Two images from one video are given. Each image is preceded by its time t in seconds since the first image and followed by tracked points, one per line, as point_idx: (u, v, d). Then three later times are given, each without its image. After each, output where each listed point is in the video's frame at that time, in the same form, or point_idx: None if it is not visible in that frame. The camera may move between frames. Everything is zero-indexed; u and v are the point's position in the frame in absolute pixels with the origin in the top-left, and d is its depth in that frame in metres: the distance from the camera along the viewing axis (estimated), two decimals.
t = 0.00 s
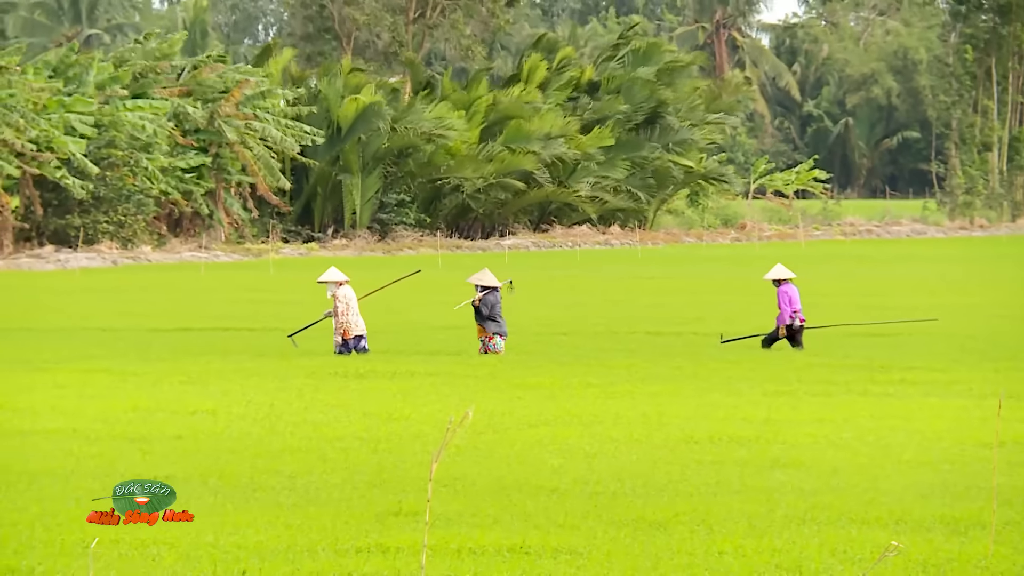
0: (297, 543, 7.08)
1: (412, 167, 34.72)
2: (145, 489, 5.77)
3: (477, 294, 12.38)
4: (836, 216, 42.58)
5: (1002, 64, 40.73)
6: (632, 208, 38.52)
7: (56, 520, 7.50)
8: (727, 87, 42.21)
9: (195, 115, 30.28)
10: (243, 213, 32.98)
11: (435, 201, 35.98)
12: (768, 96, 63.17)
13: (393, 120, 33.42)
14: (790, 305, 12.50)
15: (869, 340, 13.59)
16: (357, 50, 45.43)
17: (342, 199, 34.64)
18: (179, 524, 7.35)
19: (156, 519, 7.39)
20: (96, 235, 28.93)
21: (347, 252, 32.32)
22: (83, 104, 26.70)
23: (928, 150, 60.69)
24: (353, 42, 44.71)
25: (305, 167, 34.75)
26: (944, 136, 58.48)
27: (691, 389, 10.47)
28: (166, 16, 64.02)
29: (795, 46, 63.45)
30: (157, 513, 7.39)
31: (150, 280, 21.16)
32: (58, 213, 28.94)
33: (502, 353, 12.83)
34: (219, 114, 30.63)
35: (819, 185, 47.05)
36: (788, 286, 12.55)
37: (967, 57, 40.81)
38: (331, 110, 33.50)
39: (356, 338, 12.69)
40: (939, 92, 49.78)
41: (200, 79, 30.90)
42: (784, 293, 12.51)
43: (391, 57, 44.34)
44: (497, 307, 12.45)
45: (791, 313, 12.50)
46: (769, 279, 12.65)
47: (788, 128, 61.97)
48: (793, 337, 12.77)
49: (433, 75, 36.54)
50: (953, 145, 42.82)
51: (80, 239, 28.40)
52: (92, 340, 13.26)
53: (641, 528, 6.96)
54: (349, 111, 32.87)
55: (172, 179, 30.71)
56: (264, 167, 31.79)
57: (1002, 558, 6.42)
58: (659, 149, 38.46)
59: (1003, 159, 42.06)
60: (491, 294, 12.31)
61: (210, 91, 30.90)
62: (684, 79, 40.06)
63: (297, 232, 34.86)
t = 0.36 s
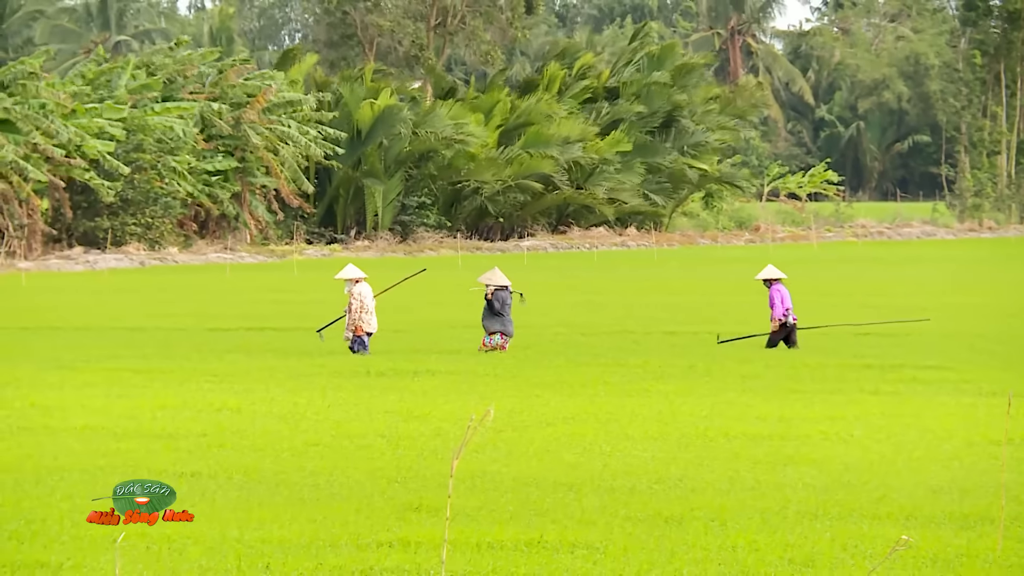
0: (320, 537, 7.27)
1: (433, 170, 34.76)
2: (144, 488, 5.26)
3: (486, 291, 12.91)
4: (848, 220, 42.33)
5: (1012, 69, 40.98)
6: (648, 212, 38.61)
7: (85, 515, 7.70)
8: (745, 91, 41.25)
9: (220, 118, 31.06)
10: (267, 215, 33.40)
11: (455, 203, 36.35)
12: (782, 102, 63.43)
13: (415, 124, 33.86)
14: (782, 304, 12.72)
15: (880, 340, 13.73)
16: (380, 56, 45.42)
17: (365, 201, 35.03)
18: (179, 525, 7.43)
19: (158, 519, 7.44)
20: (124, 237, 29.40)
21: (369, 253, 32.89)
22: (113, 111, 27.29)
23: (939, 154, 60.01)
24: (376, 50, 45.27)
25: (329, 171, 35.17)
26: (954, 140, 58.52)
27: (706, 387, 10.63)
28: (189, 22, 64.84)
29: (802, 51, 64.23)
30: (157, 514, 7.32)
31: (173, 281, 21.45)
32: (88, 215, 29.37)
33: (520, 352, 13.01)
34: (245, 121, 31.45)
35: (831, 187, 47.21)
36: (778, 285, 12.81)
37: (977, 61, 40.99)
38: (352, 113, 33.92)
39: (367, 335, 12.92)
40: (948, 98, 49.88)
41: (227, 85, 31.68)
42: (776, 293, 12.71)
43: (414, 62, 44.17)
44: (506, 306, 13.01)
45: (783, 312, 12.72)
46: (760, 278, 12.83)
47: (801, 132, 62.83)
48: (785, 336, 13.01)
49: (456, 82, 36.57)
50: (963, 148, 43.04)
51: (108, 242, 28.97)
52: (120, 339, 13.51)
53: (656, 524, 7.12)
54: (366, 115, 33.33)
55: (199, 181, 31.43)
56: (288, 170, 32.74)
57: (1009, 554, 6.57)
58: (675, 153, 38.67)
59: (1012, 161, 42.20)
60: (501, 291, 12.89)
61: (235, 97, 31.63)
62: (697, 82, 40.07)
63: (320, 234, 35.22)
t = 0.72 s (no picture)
0: (330, 532, 7.43)
1: (440, 173, 35.34)
2: (146, 488, 5.21)
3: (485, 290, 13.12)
4: (847, 220, 42.82)
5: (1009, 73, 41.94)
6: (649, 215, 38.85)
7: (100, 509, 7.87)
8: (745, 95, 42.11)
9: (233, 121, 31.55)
10: (278, 217, 33.63)
11: (462, 205, 36.51)
12: (781, 106, 63.25)
13: (422, 125, 34.01)
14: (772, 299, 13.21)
15: (879, 339, 13.88)
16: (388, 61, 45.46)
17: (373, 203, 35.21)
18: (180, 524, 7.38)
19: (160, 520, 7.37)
20: (138, 238, 29.82)
21: (377, 254, 33.06)
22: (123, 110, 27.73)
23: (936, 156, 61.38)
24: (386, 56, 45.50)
25: (337, 174, 35.35)
26: (951, 143, 59.16)
27: (708, 385, 10.78)
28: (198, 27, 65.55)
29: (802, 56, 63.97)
30: (161, 514, 7.33)
31: (185, 282, 21.71)
32: (102, 216, 29.78)
33: (527, 352, 13.19)
34: (256, 125, 32.04)
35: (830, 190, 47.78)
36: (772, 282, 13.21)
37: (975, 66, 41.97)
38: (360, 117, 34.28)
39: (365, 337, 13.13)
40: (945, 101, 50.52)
41: (239, 89, 32.08)
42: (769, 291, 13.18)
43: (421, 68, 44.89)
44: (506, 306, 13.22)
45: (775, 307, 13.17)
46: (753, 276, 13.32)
47: (800, 135, 62.66)
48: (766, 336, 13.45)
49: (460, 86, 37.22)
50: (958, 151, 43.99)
51: (123, 242, 29.35)
52: (134, 338, 13.70)
53: (658, 519, 7.28)
54: (372, 121, 33.67)
55: (211, 184, 31.77)
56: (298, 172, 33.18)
57: (1003, 548, 6.73)
58: (677, 154, 38.62)
59: (1005, 164, 43.15)
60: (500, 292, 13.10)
61: (247, 102, 32.11)
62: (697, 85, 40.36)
63: (330, 235, 35.62)
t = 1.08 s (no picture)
0: (344, 527, 7.64)
1: (452, 176, 35.61)
2: (145, 488, 5.20)
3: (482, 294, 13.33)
4: (847, 222, 42.96)
5: (1005, 80, 42.40)
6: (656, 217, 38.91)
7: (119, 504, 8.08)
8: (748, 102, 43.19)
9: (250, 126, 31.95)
10: (292, 219, 34.26)
11: (473, 207, 36.73)
12: (783, 110, 64.11)
13: (434, 131, 34.31)
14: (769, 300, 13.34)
15: (882, 338, 14.04)
16: (400, 67, 46.47)
17: (385, 206, 35.66)
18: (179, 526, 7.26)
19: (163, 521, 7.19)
20: (157, 240, 30.46)
21: (390, 256, 33.19)
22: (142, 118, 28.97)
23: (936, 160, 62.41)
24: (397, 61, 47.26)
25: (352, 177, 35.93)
26: (949, 147, 60.12)
27: (715, 384, 10.95)
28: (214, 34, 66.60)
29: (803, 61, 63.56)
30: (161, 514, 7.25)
31: (203, 283, 22.03)
32: (122, 219, 30.64)
33: (537, 351, 13.39)
34: (273, 129, 32.45)
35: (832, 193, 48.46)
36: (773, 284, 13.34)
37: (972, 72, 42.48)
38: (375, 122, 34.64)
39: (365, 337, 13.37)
40: (944, 102, 51.28)
41: (256, 95, 32.55)
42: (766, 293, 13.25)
43: (433, 74, 46.29)
44: (504, 308, 13.39)
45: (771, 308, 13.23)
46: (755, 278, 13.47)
47: (803, 139, 63.42)
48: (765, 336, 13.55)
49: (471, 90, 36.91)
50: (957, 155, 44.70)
51: (142, 243, 29.96)
52: (152, 338, 13.92)
53: (665, 514, 7.47)
54: (388, 127, 34.09)
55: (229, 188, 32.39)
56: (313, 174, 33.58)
57: (1001, 542, 6.91)
58: (682, 158, 39.25)
59: (1002, 168, 43.60)
60: (498, 295, 13.29)
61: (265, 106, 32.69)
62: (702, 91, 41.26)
63: (345, 237, 35.91)
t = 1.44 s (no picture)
0: (361, 523, 7.85)
1: (466, 180, 37.15)
2: (144, 489, 5.09)
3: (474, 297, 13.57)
4: (851, 224, 44.52)
5: (1005, 87, 44.58)
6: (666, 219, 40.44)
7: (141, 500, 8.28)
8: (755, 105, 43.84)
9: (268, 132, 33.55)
10: (312, 223, 35.62)
11: (487, 211, 38.29)
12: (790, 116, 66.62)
13: (449, 137, 35.90)
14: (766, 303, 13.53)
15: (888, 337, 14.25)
16: (417, 73, 48.56)
17: (401, 209, 37.11)
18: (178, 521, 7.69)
19: (158, 521, 6.63)
20: (179, 242, 32.11)
21: (407, 257, 34.43)
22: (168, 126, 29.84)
23: (938, 165, 63.90)
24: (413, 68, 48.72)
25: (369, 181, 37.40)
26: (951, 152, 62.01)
27: (724, 382, 11.15)
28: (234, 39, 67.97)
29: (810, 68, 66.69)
30: (160, 514, 6.67)
31: (226, 283, 22.47)
32: (146, 221, 32.37)
33: (550, 350, 13.62)
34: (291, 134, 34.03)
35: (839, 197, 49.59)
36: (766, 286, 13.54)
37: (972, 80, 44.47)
38: (391, 127, 36.15)
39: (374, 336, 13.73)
40: (946, 108, 53.12)
41: (271, 100, 34.16)
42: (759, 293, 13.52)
43: (448, 80, 48.22)
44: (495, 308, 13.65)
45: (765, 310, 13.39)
46: (747, 279, 13.81)
47: (808, 144, 65.69)
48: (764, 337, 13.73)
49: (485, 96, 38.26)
50: (960, 160, 46.42)
51: (165, 246, 31.68)
52: (174, 338, 14.16)
53: (674, 509, 7.68)
54: (405, 131, 35.45)
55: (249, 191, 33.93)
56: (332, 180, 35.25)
57: (1000, 537, 7.10)
58: (691, 163, 40.51)
59: (1005, 172, 45.80)
60: (487, 297, 13.48)
61: (282, 113, 34.22)
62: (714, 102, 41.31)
63: (362, 239, 37.63)
